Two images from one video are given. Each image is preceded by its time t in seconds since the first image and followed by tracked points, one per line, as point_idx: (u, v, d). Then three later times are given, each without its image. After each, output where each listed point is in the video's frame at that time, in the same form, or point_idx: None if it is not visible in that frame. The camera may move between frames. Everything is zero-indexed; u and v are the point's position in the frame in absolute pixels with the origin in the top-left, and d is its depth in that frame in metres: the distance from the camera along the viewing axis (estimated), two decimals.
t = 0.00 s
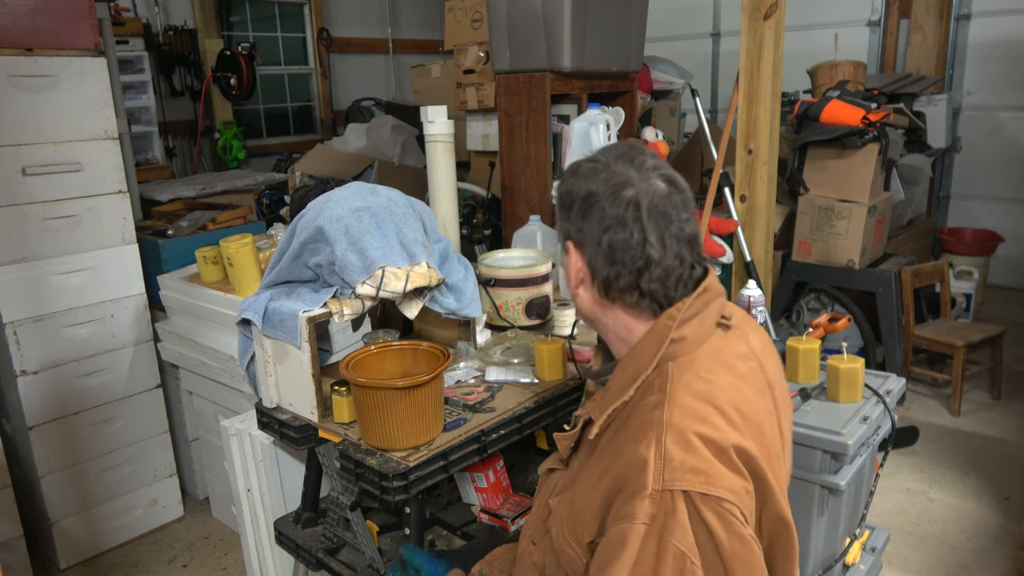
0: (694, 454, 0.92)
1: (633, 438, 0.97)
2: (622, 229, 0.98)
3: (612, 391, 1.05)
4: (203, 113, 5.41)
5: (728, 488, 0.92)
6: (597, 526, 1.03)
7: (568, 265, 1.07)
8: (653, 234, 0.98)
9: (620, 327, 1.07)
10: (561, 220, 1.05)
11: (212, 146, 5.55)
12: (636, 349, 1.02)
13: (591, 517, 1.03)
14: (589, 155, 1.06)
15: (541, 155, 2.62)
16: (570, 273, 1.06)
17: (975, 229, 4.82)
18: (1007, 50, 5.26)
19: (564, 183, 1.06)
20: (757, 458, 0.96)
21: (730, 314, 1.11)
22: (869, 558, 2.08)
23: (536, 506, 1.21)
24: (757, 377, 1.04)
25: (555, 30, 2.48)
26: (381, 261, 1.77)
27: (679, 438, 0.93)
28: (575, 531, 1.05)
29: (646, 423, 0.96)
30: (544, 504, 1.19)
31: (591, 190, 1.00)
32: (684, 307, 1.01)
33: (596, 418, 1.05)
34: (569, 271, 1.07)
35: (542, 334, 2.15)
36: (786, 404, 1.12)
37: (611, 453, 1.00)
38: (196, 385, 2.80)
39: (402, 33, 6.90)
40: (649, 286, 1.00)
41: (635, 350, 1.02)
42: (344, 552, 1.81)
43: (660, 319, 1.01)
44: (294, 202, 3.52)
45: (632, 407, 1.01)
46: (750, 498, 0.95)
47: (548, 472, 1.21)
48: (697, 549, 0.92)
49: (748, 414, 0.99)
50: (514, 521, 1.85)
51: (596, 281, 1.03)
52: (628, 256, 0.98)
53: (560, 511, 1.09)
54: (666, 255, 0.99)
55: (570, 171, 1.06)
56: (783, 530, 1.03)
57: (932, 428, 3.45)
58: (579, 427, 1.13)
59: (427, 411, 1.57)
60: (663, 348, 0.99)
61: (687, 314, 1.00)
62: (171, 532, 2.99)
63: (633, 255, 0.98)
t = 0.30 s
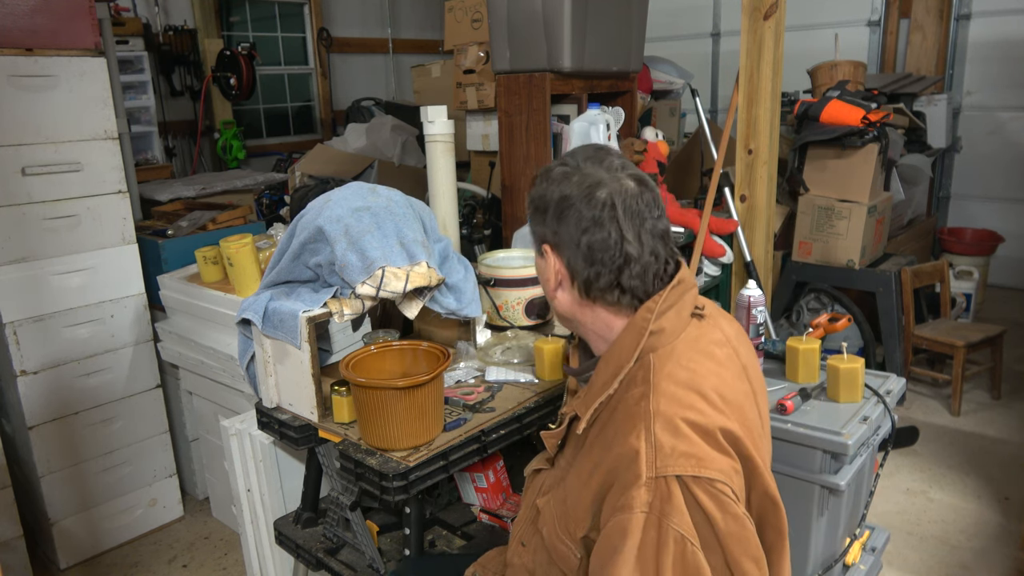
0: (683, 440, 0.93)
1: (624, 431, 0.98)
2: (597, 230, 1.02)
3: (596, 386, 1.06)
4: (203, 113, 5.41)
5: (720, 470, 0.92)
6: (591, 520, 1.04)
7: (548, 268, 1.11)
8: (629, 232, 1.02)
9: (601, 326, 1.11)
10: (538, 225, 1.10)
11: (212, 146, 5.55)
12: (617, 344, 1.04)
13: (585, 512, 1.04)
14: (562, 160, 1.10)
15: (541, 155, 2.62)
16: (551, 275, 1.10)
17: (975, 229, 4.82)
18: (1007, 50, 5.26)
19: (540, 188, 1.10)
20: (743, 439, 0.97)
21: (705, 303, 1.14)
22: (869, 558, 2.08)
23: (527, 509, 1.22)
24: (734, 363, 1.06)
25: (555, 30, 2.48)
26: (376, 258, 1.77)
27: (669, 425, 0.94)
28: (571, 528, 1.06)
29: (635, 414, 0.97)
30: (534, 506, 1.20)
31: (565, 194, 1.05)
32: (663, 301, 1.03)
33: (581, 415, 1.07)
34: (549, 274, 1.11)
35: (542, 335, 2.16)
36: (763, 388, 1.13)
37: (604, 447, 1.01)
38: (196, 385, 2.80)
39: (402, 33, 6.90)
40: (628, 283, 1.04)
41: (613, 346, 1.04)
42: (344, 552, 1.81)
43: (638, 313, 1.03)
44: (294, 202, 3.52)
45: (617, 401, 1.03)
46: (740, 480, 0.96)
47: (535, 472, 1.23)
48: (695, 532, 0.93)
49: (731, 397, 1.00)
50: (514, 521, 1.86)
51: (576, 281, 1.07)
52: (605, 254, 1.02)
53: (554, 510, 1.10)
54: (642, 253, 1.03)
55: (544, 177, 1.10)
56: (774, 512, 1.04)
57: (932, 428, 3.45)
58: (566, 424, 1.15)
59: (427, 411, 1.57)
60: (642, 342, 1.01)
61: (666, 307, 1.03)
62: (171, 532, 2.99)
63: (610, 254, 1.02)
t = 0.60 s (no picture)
0: (672, 435, 0.93)
1: (615, 426, 0.99)
2: (617, 227, 1.03)
3: (588, 382, 1.07)
4: (203, 113, 5.41)
5: (708, 464, 0.92)
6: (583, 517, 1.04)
7: (552, 263, 1.11)
8: (645, 232, 1.05)
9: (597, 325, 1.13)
10: (545, 219, 1.09)
11: (212, 146, 5.55)
12: (608, 340, 1.06)
13: (577, 509, 1.04)
14: (567, 156, 1.11)
15: (541, 155, 2.62)
16: (556, 271, 1.10)
17: (975, 229, 4.82)
18: (1007, 50, 5.26)
19: (547, 183, 1.10)
20: (733, 435, 0.97)
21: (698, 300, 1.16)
22: (868, 558, 2.08)
23: (523, 508, 1.23)
24: (725, 359, 1.05)
25: (556, 30, 2.48)
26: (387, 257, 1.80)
27: (658, 420, 0.95)
28: (564, 525, 1.07)
29: (626, 410, 0.98)
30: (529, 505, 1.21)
31: (581, 190, 1.05)
32: (653, 296, 1.05)
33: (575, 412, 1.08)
34: (553, 269, 1.11)
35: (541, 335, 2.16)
36: (756, 386, 1.13)
37: (595, 443, 1.02)
38: (196, 385, 2.80)
39: (402, 33, 6.90)
40: (634, 282, 1.07)
41: (606, 340, 1.06)
42: (344, 552, 1.81)
43: (629, 309, 1.05)
44: (294, 202, 3.52)
45: (610, 398, 1.04)
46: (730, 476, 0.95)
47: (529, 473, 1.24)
48: (684, 527, 0.92)
49: (721, 393, 1.00)
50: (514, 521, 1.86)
51: (585, 277, 1.08)
52: (622, 252, 1.04)
53: (547, 508, 1.11)
54: (654, 252, 1.06)
55: (552, 172, 1.10)
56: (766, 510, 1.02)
57: (932, 428, 3.45)
58: (559, 422, 1.17)
59: (427, 411, 1.57)
60: (633, 338, 1.03)
61: (655, 302, 1.04)
62: (171, 532, 2.99)
63: (626, 252, 1.04)
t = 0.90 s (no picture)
0: (679, 442, 0.93)
1: (619, 431, 0.98)
2: (631, 230, 1.03)
3: (593, 387, 1.06)
4: (203, 113, 5.41)
5: (715, 472, 0.92)
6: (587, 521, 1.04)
7: (562, 265, 1.10)
8: (658, 235, 1.05)
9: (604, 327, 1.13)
10: (556, 221, 1.08)
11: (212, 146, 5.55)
12: (614, 342, 1.04)
13: (581, 512, 1.04)
14: (578, 155, 1.10)
15: (541, 155, 2.62)
16: (567, 273, 1.09)
17: (975, 229, 4.82)
18: (1007, 50, 5.26)
19: (558, 182, 1.09)
20: (740, 441, 0.97)
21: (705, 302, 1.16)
22: (869, 558, 2.08)
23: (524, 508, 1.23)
24: (730, 363, 1.05)
25: (556, 30, 2.48)
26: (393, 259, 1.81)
27: (665, 426, 0.94)
28: (567, 528, 1.07)
29: (631, 415, 0.97)
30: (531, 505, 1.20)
31: (595, 192, 1.04)
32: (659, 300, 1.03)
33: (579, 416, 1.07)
34: (563, 271, 1.10)
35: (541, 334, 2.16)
36: (761, 389, 1.12)
37: (600, 447, 1.01)
38: (196, 385, 2.80)
39: (402, 33, 6.90)
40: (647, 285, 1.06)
41: (611, 344, 1.04)
42: (344, 552, 1.81)
43: (636, 313, 1.04)
44: (294, 202, 3.52)
45: (614, 402, 1.02)
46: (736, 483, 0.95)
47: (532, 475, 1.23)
48: (689, 534, 0.92)
49: (727, 398, 1.00)
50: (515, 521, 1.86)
51: (597, 280, 1.07)
52: (636, 255, 1.04)
53: (549, 510, 1.11)
54: (667, 254, 1.06)
55: (564, 172, 1.09)
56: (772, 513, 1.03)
57: (932, 428, 3.45)
58: (563, 425, 1.15)
59: (427, 411, 1.57)
60: (639, 342, 1.01)
61: (662, 305, 1.03)
62: (171, 532, 2.99)
63: (641, 254, 1.04)
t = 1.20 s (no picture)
0: (717, 442, 0.92)
1: (654, 431, 0.97)
2: (663, 231, 1.00)
3: (620, 389, 1.05)
4: (203, 113, 5.41)
5: (751, 472, 0.91)
6: (613, 524, 1.02)
7: (589, 265, 1.06)
8: (688, 235, 1.02)
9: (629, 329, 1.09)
10: (583, 220, 1.04)
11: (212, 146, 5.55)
12: (644, 344, 1.04)
13: (608, 515, 1.02)
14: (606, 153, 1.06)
15: (541, 155, 2.62)
16: (595, 273, 1.04)
17: (975, 229, 4.82)
18: (1007, 50, 5.26)
19: (585, 180, 1.05)
20: (774, 443, 0.97)
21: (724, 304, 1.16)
22: (869, 558, 2.08)
23: (536, 510, 1.21)
24: (756, 364, 1.07)
25: (556, 30, 2.48)
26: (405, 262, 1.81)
27: (701, 425, 0.93)
28: (591, 532, 1.04)
29: (665, 415, 0.96)
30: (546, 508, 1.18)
31: (626, 192, 1.01)
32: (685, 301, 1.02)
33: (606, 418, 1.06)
34: (589, 271, 1.06)
35: (541, 334, 2.17)
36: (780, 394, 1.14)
37: (631, 447, 1.00)
38: (196, 385, 2.80)
39: (402, 33, 6.90)
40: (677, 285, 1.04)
41: (640, 347, 1.04)
42: (344, 552, 1.81)
43: (667, 313, 1.03)
44: (294, 202, 3.52)
45: (644, 404, 1.02)
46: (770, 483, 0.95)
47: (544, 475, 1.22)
48: (726, 537, 0.90)
49: (758, 401, 1.00)
50: (515, 521, 1.85)
51: (626, 280, 1.03)
52: (668, 256, 1.01)
53: (571, 514, 1.08)
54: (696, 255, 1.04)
55: (591, 171, 1.05)
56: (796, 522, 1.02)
57: (932, 428, 3.45)
58: (586, 425, 1.13)
59: (426, 411, 1.57)
60: (671, 342, 1.01)
61: (688, 307, 1.02)
62: (170, 532, 2.99)
63: (672, 255, 1.01)
